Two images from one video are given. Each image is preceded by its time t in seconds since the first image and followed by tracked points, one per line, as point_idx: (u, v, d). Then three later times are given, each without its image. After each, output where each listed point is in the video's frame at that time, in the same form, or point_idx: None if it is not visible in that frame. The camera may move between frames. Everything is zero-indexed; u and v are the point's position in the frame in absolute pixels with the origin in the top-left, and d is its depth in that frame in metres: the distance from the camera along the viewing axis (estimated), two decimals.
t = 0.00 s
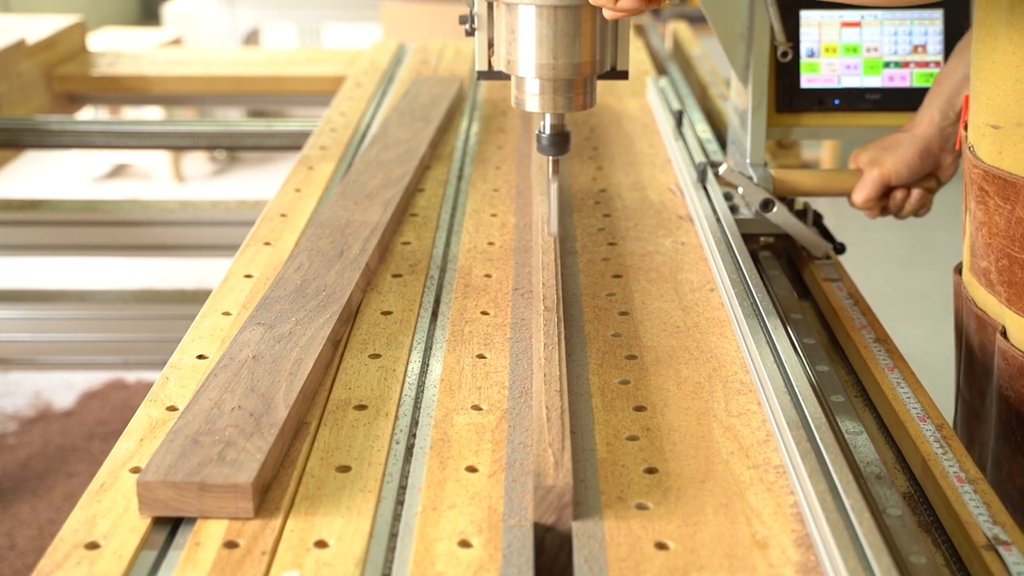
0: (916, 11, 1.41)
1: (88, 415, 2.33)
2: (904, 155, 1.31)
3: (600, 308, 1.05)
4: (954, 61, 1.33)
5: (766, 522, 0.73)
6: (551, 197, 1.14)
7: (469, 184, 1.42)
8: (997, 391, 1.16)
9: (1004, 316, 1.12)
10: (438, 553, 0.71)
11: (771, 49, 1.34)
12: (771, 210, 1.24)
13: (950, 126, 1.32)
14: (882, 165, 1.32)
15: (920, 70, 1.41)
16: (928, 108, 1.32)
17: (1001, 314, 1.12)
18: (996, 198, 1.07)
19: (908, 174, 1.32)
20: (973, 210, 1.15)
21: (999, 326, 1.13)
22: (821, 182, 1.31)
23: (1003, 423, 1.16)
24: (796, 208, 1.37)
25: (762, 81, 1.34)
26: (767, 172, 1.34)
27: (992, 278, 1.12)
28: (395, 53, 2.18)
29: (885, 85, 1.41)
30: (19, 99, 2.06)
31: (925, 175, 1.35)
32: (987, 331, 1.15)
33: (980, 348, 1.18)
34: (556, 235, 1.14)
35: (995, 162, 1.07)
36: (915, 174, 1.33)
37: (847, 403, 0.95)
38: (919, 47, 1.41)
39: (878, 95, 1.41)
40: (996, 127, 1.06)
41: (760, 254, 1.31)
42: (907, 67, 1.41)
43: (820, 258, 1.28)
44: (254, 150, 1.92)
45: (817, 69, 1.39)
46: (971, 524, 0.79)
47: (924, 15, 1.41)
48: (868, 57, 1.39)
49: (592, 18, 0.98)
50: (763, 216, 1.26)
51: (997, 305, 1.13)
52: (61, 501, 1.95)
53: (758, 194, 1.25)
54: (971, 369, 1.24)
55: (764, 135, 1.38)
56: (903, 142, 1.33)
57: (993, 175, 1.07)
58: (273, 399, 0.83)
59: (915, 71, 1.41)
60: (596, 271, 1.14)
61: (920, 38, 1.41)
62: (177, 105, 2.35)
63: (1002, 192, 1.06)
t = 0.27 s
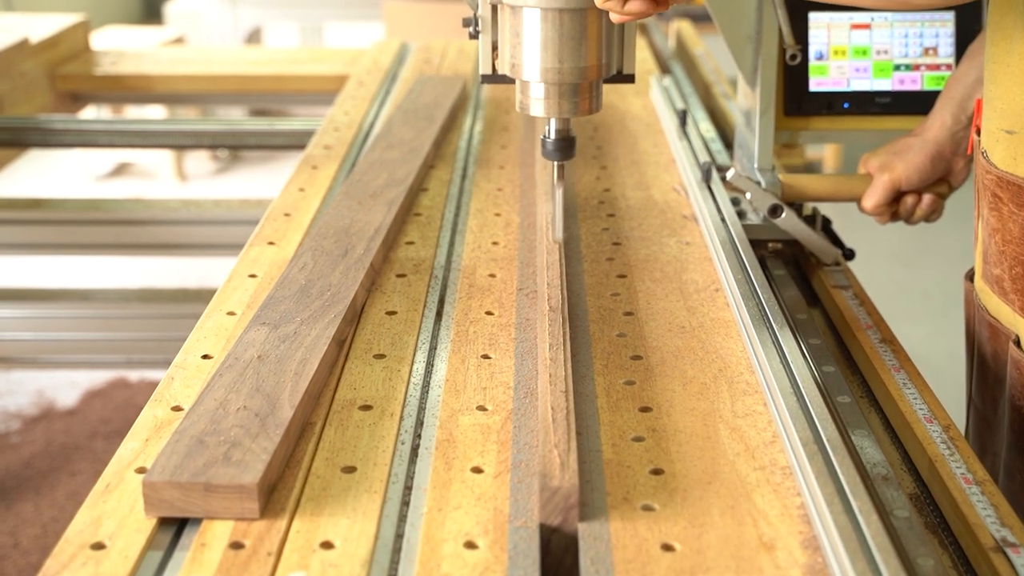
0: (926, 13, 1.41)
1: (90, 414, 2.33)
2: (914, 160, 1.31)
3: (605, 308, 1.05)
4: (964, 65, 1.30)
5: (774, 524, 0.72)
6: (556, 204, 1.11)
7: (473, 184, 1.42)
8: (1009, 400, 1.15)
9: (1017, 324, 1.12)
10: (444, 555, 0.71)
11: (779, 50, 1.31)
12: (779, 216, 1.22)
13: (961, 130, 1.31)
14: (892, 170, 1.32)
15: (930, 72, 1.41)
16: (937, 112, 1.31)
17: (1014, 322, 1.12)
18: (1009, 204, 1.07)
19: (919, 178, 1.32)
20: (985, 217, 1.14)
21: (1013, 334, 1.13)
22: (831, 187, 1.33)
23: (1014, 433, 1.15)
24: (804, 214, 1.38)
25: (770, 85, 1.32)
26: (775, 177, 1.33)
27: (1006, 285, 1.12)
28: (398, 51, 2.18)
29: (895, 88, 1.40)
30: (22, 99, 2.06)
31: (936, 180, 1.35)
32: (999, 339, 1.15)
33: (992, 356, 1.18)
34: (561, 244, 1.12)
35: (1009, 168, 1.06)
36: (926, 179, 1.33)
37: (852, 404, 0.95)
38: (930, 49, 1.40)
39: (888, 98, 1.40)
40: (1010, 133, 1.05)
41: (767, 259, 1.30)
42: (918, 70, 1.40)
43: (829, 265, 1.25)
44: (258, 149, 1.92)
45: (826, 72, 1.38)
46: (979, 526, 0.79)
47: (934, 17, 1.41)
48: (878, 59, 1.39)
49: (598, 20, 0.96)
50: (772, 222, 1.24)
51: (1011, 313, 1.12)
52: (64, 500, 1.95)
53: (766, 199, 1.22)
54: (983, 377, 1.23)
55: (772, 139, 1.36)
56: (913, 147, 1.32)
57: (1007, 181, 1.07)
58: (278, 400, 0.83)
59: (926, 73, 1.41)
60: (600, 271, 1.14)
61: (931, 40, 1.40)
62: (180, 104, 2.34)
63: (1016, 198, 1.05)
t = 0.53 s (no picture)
0: (932, 16, 1.37)
1: (90, 413, 2.33)
2: (921, 165, 1.27)
3: (604, 308, 1.05)
4: (971, 69, 1.28)
5: (773, 524, 0.72)
6: (556, 209, 1.09)
7: (473, 183, 1.42)
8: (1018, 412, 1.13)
9: None
10: (442, 555, 0.70)
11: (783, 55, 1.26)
12: (783, 223, 1.18)
13: (967, 135, 1.28)
14: (898, 175, 1.27)
15: (936, 77, 1.37)
16: (944, 116, 1.28)
17: None
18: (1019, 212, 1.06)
19: (926, 184, 1.27)
20: (993, 225, 1.13)
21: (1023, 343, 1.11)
22: (836, 193, 1.26)
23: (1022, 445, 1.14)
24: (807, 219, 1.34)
25: (775, 90, 1.27)
26: (778, 183, 1.27)
27: (1016, 294, 1.11)
28: (398, 50, 2.17)
29: (900, 93, 1.37)
30: (21, 97, 2.06)
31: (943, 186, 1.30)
32: (1010, 348, 1.14)
33: (1002, 366, 1.17)
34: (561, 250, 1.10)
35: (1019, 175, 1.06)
36: (933, 184, 1.28)
37: (852, 404, 0.95)
38: (936, 53, 1.37)
39: (893, 102, 1.37)
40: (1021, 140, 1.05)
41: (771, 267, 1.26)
42: (923, 74, 1.37)
43: (835, 271, 1.23)
44: (257, 148, 1.92)
45: (830, 76, 1.34)
46: (978, 526, 0.78)
47: (940, 20, 1.38)
48: (883, 63, 1.35)
49: (598, 24, 0.95)
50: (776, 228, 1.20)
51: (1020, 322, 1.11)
52: (64, 499, 1.95)
53: (770, 205, 1.18)
54: (992, 388, 1.21)
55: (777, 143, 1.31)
56: (919, 151, 1.28)
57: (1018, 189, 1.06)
58: (276, 399, 0.83)
59: (932, 77, 1.37)
60: (600, 271, 1.14)
61: (937, 44, 1.37)
62: (179, 103, 2.34)
63: None
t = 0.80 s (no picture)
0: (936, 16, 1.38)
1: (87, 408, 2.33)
2: (926, 168, 1.20)
3: (601, 302, 1.05)
4: (979, 67, 1.21)
5: (769, 519, 0.72)
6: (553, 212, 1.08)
7: (470, 178, 1.41)
8: None
9: None
10: (438, 551, 0.70)
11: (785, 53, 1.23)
12: (785, 225, 1.16)
13: (974, 137, 1.21)
14: (903, 177, 1.20)
15: (941, 76, 1.37)
16: (951, 117, 1.21)
17: None
18: None
19: (931, 187, 1.21)
20: (1010, 236, 1.11)
21: None
22: (839, 194, 1.20)
23: None
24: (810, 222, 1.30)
25: (775, 91, 1.24)
26: (780, 186, 1.23)
27: None
28: (395, 44, 2.17)
29: (905, 91, 1.37)
30: (16, 91, 2.05)
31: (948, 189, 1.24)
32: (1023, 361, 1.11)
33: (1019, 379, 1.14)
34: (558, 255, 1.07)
35: None
36: (938, 187, 1.22)
37: (849, 399, 0.95)
38: (941, 51, 1.37)
39: (897, 102, 1.37)
40: None
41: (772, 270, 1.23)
42: (929, 73, 1.37)
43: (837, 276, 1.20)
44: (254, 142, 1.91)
45: (833, 75, 1.34)
46: (974, 520, 0.78)
47: (944, 19, 1.38)
48: (887, 62, 1.36)
49: (597, 23, 0.93)
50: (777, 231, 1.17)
51: None
52: (60, 494, 1.95)
53: (771, 208, 1.15)
54: (1009, 401, 1.19)
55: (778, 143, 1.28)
56: (924, 153, 1.22)
57: None
58: (272, 395, 0.83)
59: (937, 76, 1.37)
60: (596, 266, 1.13)
61: (942, 43, 1.37)
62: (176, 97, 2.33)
63: None
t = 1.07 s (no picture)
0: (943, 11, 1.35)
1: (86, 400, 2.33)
2: (932, 168, 1.16)
3: (600, 295, 1.04)
4: (991, 66, 1.16)
5: (769, 513, 0.72)
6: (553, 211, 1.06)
7: (468, 169, 1.41)
8: None
9: None
10: (437, 544, 0.70)
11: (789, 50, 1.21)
12: (789, 225, 1.13)
13: (983, 139, 1.17)
14: (909, 177, 1.16)
15: (947, 73, 1.34)
16: (959, 117, 1.17)
17: None
18: None
19: (937, 188, 1.17)
20: None
21: None
22: (845, 195, 1.16)
23: None
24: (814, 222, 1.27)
25: (780, 87, 1.22)
26: (784, 184, 1.21)
27: None
28: (394, 36, 2.16)
29: (911, 89, 1.33)
30: (14, 83, 2.04)
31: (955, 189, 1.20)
32: None
33: None
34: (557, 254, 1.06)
35: None
36: (944, 188, 1.18)
37: (849, 392, 0.95)
38: (948, 48, 1.34)
39: (904, 99, 1.33)
40: None
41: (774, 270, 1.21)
42: (935, 70, 1.34)
43: (842, 277, 1.18)
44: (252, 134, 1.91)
45: (838, 72, 1.31)
46: (975, 513, 0.78)
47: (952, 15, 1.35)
48: (892, 58, 1.32)
49: (596, 21, 0.92)
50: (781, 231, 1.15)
51: None
52: (58, 487, 1.95)
53: (776, 207, 1.13)
54: None
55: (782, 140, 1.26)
56: (931, 153, 1.18)
57: None
58: (270, 386, 0.82)
59: (943, 73, 1.34)
60: (595, 259, 1.13)
61: (949, 39, 1.34)
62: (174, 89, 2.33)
63: None
